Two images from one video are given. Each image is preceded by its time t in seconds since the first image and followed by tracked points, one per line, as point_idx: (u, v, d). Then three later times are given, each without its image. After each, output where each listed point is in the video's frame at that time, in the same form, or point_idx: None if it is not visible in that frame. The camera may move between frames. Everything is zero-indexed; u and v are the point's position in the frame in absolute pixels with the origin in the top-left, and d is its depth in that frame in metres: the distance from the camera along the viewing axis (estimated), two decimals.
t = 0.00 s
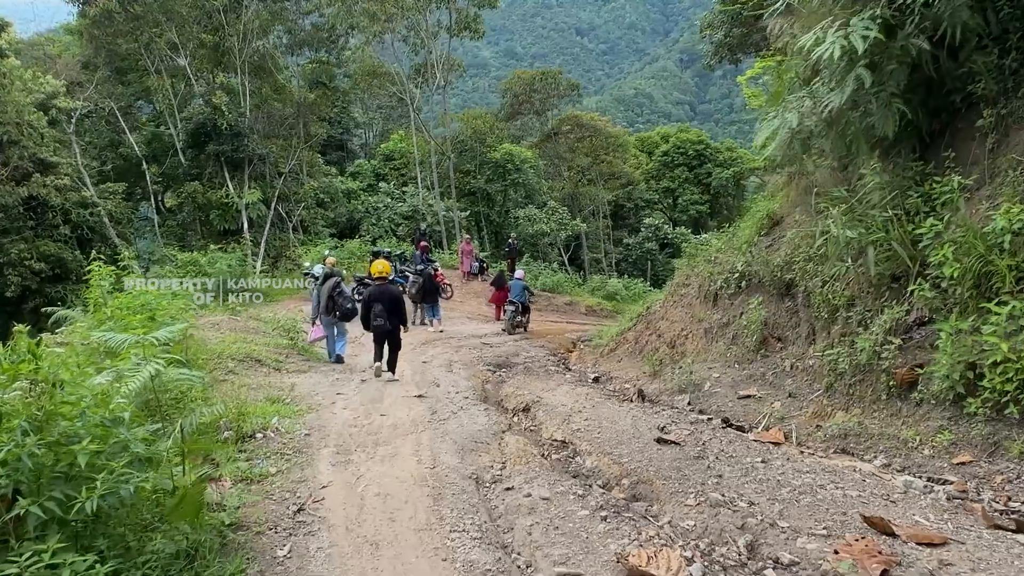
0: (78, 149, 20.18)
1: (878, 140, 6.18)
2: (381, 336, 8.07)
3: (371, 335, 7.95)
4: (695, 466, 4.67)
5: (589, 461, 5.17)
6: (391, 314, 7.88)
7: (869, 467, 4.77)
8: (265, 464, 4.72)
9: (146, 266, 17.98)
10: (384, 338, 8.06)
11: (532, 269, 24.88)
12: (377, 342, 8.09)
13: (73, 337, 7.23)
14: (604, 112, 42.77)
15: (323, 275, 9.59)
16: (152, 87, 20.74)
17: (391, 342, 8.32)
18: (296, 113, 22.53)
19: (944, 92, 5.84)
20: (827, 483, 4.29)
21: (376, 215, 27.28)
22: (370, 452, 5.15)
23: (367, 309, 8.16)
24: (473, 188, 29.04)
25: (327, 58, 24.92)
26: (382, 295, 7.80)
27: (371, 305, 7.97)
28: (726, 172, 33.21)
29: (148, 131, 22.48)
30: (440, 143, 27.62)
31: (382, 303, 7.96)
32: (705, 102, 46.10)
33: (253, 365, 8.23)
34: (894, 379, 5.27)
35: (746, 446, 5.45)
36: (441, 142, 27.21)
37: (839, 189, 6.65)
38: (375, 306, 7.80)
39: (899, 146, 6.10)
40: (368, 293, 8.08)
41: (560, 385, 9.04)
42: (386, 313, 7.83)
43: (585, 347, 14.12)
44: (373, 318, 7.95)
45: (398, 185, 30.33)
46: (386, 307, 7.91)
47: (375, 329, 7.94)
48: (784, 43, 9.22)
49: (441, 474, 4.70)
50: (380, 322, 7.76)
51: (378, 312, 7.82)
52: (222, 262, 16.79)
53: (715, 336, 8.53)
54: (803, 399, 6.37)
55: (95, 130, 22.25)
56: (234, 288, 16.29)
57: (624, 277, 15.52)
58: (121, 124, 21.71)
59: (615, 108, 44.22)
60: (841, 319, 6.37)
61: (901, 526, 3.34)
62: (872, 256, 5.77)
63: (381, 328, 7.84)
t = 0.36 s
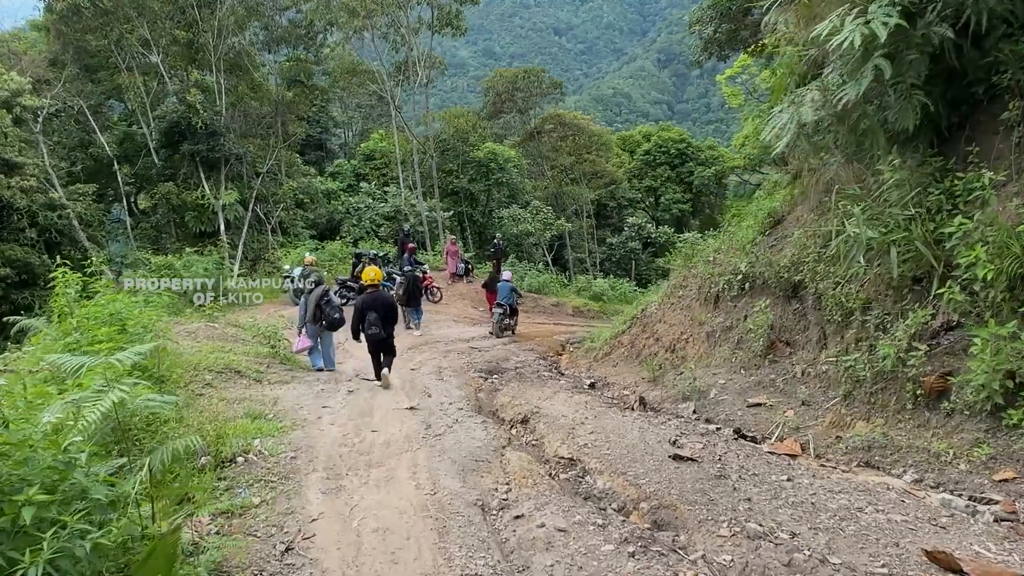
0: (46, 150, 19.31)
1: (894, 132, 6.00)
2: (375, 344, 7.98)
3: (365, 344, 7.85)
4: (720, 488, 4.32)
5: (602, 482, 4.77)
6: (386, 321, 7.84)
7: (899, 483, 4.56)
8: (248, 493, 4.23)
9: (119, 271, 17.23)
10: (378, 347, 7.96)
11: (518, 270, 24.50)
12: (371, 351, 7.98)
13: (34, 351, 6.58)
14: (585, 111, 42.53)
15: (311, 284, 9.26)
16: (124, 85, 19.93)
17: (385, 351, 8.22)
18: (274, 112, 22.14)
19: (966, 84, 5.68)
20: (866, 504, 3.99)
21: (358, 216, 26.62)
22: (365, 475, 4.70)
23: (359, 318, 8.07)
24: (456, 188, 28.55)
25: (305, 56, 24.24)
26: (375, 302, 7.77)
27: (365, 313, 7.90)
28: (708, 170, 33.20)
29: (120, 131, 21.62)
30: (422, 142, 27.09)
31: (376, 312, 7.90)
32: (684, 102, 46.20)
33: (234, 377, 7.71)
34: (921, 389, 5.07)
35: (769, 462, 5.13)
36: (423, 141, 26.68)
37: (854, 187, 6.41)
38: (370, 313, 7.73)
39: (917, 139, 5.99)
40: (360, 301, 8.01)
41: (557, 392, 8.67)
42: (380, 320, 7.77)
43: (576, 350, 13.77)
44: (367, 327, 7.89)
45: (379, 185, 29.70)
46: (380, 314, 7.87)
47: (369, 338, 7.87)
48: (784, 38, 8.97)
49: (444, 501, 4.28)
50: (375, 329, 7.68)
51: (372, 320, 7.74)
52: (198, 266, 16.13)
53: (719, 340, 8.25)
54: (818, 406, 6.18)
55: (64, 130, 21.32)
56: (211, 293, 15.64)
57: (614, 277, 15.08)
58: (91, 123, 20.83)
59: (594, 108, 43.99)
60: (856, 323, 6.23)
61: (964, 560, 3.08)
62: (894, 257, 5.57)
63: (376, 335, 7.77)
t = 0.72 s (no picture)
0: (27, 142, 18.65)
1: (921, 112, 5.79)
2: (374, 338, 7.88)
3: (365, 337, 7.73)
4: (749, 498, 3.94)
5: (618, 492, 4.37)
6: (387, 314, 7.77)
7: (939, 490, 4.35)
8: (228, 508, 3.77)
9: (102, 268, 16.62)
10: (377, 340, 7.86)
11: (513, 265, 24.07)
12: (370, 344, 7.86)
13: None
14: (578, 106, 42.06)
15: (302, 278, 8.82)
16: (107, 76, 19.29)
17: (382, 345, 8.13)
18: (263, 105, 21.71)
19: (998, 61, 5.47)
20: (914, 518, 3.67)
21: (349, 211, 25.95)
22: (358, 486, 4.26)
23: (357, 311, 7.93)
24: (449, 182, 28.05)
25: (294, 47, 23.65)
26: (376, 295, 7.70)
27: (364, 305, 7.77)
28: (702, 165, 32.91)
29: (105, 124, 20.96)
30: (415, 135, 26.57)
31: (376, 304, 7.83)
32: (676, 98, 45.92)
33: (221, 375, 7.25)
34: (959, 388, 4.85)
35: (797, 468, 4.75)
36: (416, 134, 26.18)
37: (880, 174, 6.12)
38: (372, 306, 7.65)
39: (948, 121, 5.79)
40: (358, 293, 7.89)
41: (560, 392, 8.31)
42: (382, 312, 7.70)
43: (574, 347, 13.39)
44: (366, 319, 7.77)
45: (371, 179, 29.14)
46: (380, 307, 7.79)
47: (370, 331, 7.74)
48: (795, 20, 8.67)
49: (446, 515, 3.87)
50: (377, 322, 7.60)
51: (374, 312, 7.66)
52: (185, 262, 15.59)
53: (730, 337, 7.94)
54: (840, 407, 5.93)
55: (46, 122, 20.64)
56: (198, 290, 15.10)
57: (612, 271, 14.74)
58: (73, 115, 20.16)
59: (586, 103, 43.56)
60: (880, 318, 5.97)
61: None
62: (926, 248, 5.33)
63: (377, 329, 7.67)
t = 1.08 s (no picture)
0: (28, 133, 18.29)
1: (980, 90, 5.37)
2: (385, 332, 7.48)
3: (376, 331, 7.34)
4: (804, 522, 3.57)
5: (650, 510, 3.93)
6: (399, 307, 7.36)
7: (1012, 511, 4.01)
8: (216, 529, 3.35)
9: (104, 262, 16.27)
10: (388, 334, 7.48)
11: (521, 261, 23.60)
12: (380, 338, 7.49)
13: None
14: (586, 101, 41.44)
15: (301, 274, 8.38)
16: (110, 67, 18.92)
17: (393, 339, 7.76)
18: (268, 97, 21.66)
19: None
20: (998, 549, 3.25)
21: (356, 205, 25.51)
22: (363, 502, 3.83)
23: (367, 303, 7.51)
24: (457, 176, 27.58)
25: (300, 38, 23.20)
26: (388, 287, 7.27)
27: (374, 298, 7.34)
28: (713, 161, 32.31)
29: (108, 116, 20.57)
30: (422, 128, 26.10)
31: (386, 296, 7.41)
32: (683, 93, 45.23)
33: (217, 374, 6.82)
34: None
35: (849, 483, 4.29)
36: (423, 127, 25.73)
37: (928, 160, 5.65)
38: (383, 298, 7.23)
39: (1007, 105, 5.34)
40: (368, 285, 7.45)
41: (576, 393, 7.86)
42: (394, 305, 7.30)
43: (586, 345, 12.91)
44: (377, 312, 7.36)
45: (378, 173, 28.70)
46: (391, 300, 7.37)
47: (380, 325, 7.33)
48: None
49: (461, 540, 3.46)
50: (389, 315, 7.19)
51: (386, 306, 7.25)
52: (188, 255, 15.04)
53: (758, 337, 7.46)
54: (884, 413, 5.48)
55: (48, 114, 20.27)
56: (200, 285, 14.70)
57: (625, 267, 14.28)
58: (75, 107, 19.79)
59: (594, 99, 42.90)
60: (928, 317, 5.54)
61: None
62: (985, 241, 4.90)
63: (388, 323, 7.27)
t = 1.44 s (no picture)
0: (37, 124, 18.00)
1: None
2: (398, 329, 6.98)
3: (388, 328, 6.84)
4: (895, 566, 3.05)
5: (704, 542, 3.43)
6: (413, 302, 6.88)
7: None
8: (200, 565, 2.88)
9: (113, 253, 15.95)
10: (401, 331, 6.99)
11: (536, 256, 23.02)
12: (393, 336, 6.99)
13: None
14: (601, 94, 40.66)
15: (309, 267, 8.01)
16: (120, 55, 18.59)
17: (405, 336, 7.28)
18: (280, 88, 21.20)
19: None
20: None
21: (368, 198, 25.06)
22: (374, 530, 3.33)
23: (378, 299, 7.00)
24: (472, 169, 27.03)
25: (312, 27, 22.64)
26: (401, 281, 6.77)
27: (386, 293, 6.84)
28: (732, 154, 31.55)
29: (118, 106, 20.26)
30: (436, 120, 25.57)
31: (399, 291, 6.92)
32: (698, 88, 44.31)
33: (217, 374, 6.36)
34: None
35: (929, 511, 3.74)
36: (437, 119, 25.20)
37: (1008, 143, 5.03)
38: (397, 293, 6.74)
39: None
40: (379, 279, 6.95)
41: (601, 396, 7.32)
42: (408, 300, 6.81)
43: (606, 343, 12.35)
44: (389, 308, 6.86)
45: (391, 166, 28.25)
46: (405, 295, 6.88)
47: (393, 321, 6.83)
48: None
49: None
50: (403, 311, 6.70)
51: (400, 301, 6.76)
52: (197, 249, 14.63)
53: (803, 338, 6.86)
54: (956, 426, 4.91)
55: (59, 105, 20.00)
56: (208, 278, 14.30)
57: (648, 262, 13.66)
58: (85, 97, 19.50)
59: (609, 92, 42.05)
60: (1006, 320, 4.96)
61: None
62: None
63: (402, 319, 6.78)
